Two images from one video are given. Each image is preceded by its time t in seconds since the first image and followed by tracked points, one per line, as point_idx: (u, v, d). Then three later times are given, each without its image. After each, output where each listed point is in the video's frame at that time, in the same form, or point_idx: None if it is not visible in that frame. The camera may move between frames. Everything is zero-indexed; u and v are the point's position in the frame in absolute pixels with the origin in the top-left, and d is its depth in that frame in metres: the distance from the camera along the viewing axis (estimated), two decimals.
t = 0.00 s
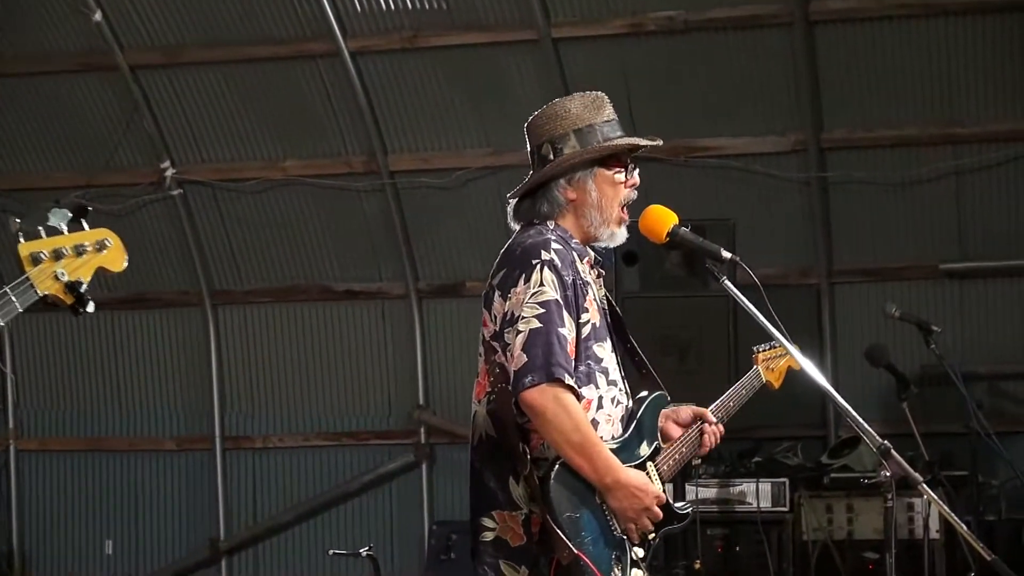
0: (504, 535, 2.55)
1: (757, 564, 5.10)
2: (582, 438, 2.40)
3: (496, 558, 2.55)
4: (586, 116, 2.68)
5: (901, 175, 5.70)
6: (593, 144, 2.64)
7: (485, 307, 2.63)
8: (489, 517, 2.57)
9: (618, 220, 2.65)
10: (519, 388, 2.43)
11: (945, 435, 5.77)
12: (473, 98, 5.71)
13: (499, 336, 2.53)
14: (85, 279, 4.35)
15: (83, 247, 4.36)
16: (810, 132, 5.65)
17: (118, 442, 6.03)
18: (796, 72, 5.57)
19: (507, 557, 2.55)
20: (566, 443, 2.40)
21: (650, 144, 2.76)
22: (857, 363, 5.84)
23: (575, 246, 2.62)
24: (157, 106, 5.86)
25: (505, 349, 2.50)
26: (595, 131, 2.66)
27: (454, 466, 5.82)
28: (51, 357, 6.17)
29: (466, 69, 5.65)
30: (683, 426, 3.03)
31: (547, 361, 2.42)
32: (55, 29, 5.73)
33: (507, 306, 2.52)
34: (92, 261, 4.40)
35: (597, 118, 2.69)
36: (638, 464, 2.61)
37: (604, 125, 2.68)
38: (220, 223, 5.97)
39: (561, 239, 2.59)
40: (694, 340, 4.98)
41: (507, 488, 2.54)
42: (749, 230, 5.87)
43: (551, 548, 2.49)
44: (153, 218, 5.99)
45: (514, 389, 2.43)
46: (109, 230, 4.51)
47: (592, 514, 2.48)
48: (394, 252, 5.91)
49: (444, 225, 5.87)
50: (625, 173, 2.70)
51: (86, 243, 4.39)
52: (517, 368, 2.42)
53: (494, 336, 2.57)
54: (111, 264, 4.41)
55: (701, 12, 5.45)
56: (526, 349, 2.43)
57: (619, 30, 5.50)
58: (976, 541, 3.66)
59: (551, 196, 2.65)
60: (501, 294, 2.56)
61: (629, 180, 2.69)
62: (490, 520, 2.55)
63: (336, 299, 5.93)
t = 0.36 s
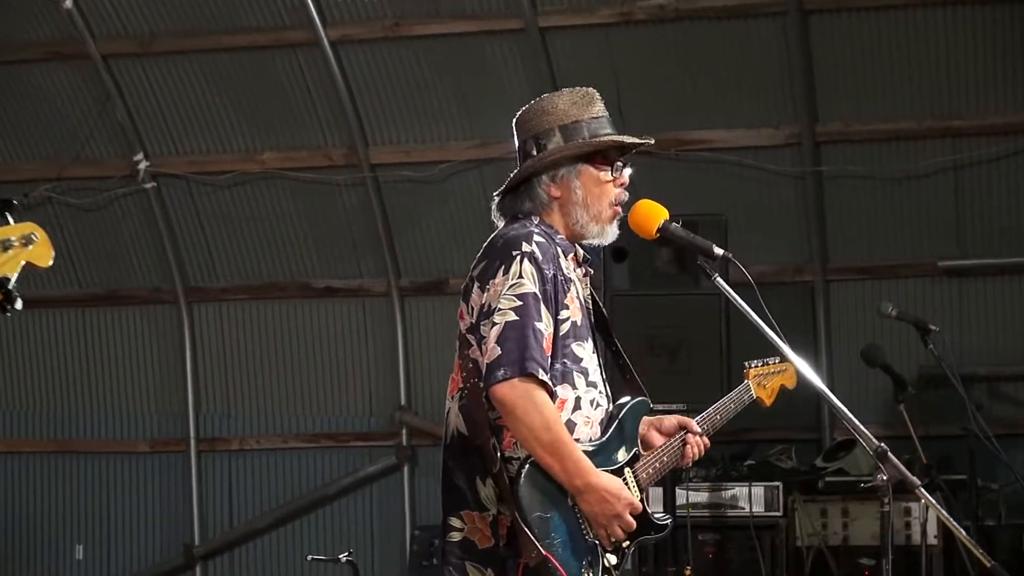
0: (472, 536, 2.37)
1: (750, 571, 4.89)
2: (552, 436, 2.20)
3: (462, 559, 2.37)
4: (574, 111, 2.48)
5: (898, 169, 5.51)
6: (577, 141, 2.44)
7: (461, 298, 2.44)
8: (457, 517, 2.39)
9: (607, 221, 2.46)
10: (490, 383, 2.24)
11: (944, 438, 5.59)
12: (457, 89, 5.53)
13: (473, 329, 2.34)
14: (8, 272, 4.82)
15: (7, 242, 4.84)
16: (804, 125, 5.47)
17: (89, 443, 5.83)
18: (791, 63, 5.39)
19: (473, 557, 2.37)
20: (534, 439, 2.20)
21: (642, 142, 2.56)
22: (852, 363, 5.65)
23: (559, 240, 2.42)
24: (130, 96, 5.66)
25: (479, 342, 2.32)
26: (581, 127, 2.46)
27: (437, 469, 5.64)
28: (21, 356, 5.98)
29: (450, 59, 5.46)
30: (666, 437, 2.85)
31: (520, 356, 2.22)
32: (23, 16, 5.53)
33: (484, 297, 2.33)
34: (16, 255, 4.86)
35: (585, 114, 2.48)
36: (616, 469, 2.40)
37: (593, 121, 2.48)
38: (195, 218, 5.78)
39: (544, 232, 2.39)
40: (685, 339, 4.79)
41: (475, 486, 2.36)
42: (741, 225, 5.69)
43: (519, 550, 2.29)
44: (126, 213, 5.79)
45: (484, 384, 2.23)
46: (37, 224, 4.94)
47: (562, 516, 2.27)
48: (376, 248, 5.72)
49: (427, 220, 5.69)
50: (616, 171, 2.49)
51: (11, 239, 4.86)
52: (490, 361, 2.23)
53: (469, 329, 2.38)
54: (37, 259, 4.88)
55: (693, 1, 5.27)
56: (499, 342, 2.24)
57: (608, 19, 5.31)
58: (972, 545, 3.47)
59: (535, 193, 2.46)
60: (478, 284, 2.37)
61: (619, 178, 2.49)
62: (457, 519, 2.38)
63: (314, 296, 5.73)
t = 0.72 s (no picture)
0: (445, 542, 2.26)
1: None
2: (525, 435, 2.10)
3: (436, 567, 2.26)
4: (570, 105, 2.43)
5: (895, 164, 5.32)
6: (568, 133, 2.39)
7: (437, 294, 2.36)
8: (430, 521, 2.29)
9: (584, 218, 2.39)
10: (463, 379, 2.15)
11: (943, 442, 5.38)
12: (438, 80, 5.33)
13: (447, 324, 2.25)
14: None
15: None
16: (798, 117, 5.26)
17: (56, 447, 5.61)
18: (784, 53, 5.19)
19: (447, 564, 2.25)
20: (506, 438, 2.11)
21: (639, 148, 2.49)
22: (847, 365, 5.45)
23: (535, 231, 2.36)
24: (98, 87, 5.44)
25: (453, 337, 2.24)
26: (575, 121, 2.41)
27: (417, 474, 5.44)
28: None
29: (431, 48, 5.26)
30: (659, 439, 2.74)
31: (494, 349, 2.14)
32: None
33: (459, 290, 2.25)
34: None
35: (581, 110, 2.43)
36: (597, 473, 2.33)
37: (588, 118, 2.42)
38: (166, 213, 5.58)
39: (522, 226, 2.32)
40: (674, 340, 4.59)
41: (449, 490, 2.26)
42: (732, 222, 5.48)
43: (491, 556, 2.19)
44: (94, 208, 5.58)
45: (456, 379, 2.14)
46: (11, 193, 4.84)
47: (536, 522, 2.17)
48: (354, 245, 5.51)
49: (407, 216, 5.49)
50: (601, 170, 2.43)
51: None
52: (462, 355, 2.14)
53: (443, 326, 2.29)
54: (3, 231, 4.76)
55: None
56: (473, 336, 2.15)
57: (595, 7, 5.10)
58: (972, 555, 3.19)
59: (516, 181, 2.42)
60: (454, 278, 2.29)
61: (605, 178, 2.44)
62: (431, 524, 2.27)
63: (290, 295, 5.52)
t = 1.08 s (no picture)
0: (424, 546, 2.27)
1: None
2: (501, 437, 2.08)
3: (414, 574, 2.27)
4: (559, 102, 2.45)
5: (889, 159, 5.13)
6: (555, 128, 2.40)
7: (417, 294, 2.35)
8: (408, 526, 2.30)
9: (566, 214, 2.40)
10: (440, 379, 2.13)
11: (937, 448, 5.18)
12: (415, 71, 5.12)
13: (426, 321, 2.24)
14: None
15: None
16: (789, 111, 5.07)
17: (18, 453, 5.41)
18: (774, 45, 4.99)
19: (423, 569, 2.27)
20: (483, 440, 2.08)
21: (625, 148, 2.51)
22: (839, 368, 5.26)
23: (517, 226, 2.36)
24: (60, 79, 5.21)
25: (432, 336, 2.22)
26: (564, 118, 2.42)
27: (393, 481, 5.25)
28: None
29: (408, 38, 5.04)
30: (644, 451, 2.75)
31: (473, 347, 2.12)
32: None
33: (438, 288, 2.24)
34: None
35: (570, 107, 2.44)
36: (579, 481, 2.29)
37: (577, 116, 2.44)
38: (132, 209, 5.37)
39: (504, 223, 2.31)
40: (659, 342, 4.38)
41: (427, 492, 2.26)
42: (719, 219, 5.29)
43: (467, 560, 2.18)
44: (57, 204, 5.36)
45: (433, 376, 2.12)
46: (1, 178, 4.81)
47: (513, 527, 2.15)
48: (327, 243, 5.31)
49: (383, 212, 5.29)
50: (587, 168, 2.44)
51: None
52: (440, 351, 2.12)
53: (422, 326, 2.28)
54: None
55: None
56: (452, 333, 2.13)
57: None
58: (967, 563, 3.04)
59: (500, 177, 2.42)
60: (433, 276, 2.29)
61: (590, 177, 2.45)
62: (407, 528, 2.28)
63: (261, 295, 5.31)
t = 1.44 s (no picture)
0: (402, 559, 2.19)
1: None
2: (479, 443, 2.03)
3: None
4: (538, 94, 2.41)
5: (878, 156, 4.95)
6: (532, 121, 2.36)
7: (387, 300, 2.30)
8: (385, 540, 2.22)
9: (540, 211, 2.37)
10: (413, 385, 2.08)
11: (928, 456, 5.00)
12: (387, 65, 4.92)
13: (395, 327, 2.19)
14: None
15: None
16: (774, 106, 4.88)
17: None
18: (759, 37, 4.80)
19: None
20: (459, 447, 2.03)
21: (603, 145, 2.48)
22: (826, 372, 5.08)
23: (491, 228, 2.33)
24: (17, 72, 5.02)
25: (402, 341, 2.16)
26: (542, 111, 2.38)
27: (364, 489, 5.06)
28: None
29: (380, 31, 4.83)
30: (630, 451, 2.72)
31: (445, 349, 2.07)
32: None
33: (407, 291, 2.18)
34: None
35: (550, 100, 2.39)
36: (562, 485, 2.28)
37: (556, 109, 2.39)
38: (93, 208, 5.17)
39: (475, 222, 2.28)
40: (638, 346, 4.20)
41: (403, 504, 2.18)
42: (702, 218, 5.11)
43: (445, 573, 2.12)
44: (15, 203, 5.17)
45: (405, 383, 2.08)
46: None
47: (492, 537, 2.12)
48: (296, 243, 5.11)
49: (354, 211, 5.10)
50: (564, 164, 2.41)
51: None
52: (411, 357, 2.07)
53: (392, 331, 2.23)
54: None
55: None
56: (423, 337, 2.08)
57: None
58: None
59: (476, 169, 2.39)
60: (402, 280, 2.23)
61: (567, 174, 2.41)
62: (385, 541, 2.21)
63: (226, 297, 5.11)
